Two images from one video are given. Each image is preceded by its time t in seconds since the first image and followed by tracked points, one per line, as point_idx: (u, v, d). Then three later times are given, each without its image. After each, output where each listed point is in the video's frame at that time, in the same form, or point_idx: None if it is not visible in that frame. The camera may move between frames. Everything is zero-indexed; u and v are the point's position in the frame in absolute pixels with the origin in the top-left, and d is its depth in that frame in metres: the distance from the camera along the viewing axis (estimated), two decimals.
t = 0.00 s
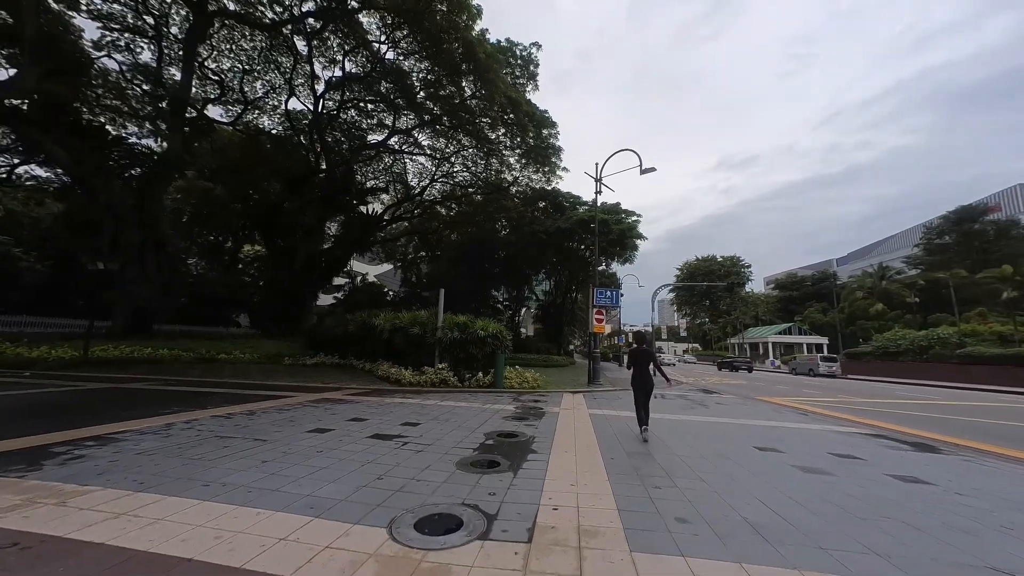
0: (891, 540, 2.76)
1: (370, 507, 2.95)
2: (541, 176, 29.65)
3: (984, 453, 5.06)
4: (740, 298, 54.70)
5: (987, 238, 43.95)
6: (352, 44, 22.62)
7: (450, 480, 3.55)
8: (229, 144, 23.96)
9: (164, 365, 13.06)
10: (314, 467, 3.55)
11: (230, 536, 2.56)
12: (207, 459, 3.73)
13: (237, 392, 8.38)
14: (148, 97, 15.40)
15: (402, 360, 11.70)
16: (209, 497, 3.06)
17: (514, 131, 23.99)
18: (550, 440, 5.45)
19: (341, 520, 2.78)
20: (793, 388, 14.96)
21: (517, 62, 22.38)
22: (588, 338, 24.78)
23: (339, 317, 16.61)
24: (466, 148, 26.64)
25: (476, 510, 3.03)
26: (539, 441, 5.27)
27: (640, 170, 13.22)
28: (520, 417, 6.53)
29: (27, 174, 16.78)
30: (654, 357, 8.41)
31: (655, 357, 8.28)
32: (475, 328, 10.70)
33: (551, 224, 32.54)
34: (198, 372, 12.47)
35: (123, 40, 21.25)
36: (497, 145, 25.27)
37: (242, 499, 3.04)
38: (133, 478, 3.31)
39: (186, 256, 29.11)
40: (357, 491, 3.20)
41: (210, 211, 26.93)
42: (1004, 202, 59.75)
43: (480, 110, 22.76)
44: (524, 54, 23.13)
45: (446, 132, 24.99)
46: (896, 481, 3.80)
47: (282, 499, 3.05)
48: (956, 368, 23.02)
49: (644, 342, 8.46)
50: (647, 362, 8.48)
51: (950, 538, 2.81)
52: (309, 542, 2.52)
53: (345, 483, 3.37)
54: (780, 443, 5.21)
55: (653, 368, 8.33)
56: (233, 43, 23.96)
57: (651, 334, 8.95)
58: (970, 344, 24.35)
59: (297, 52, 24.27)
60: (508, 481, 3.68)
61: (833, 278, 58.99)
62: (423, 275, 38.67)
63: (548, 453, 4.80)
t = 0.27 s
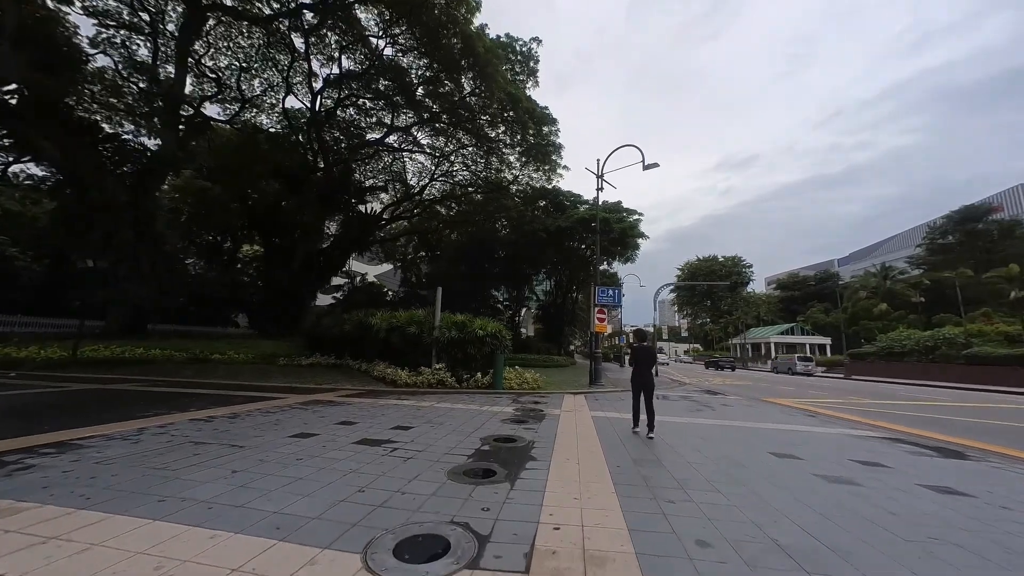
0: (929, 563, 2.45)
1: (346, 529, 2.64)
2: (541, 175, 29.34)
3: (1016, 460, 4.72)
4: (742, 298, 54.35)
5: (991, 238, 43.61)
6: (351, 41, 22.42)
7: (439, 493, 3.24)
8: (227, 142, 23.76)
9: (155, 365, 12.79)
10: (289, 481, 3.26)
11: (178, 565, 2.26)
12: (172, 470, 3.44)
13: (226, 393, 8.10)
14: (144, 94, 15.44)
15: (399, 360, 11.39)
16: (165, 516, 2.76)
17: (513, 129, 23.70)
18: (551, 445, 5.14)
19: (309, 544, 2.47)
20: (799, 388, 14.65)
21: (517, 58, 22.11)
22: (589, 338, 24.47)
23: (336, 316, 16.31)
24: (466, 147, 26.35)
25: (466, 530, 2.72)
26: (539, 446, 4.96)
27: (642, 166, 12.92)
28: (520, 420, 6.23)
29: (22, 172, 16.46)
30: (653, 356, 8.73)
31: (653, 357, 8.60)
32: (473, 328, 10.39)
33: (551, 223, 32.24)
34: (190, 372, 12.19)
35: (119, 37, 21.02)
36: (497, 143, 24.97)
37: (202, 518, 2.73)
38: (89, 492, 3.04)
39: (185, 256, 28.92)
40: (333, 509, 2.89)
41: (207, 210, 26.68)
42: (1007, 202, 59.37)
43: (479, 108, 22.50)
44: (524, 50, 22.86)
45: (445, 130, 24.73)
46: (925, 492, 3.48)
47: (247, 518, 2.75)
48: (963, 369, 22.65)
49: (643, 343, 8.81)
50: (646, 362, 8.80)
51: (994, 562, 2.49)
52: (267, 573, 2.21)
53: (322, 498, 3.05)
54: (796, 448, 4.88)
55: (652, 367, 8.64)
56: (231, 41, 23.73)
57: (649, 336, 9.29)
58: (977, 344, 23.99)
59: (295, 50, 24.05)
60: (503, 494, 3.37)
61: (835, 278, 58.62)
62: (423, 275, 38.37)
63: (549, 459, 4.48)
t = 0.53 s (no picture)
0: None
1: (312, 557, 2.37)
2: (540, 174, 29.08)
3: None
4: (741, 298, 54.20)
5: (990, 238, 43.56)
6: (347, 38, 22.17)
7: (422, 510, 2.96)
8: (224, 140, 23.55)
9: (144, 367, 12.53)
10: (255, 500, 2.98)
11: None
12: (127, 486, 3.16)
13: (213, 396, 7.82)
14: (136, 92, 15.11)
15: (393, 361, 11.11)
16: (113, 543, 2.48)
17: (512, 127, 23.44)
18: (548, 451, 4.86)
19: None
20: (801, 390, 14.44)
21: (515, 55, 21.85)
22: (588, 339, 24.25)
23: (331, 317, 16.03)
24: (464, 146, 26.08)
25: (449, 557, 2.45)
26: (535, 452, 4.68)
27: (642, 163, 12.67)
28: (516, 424, 5.95)
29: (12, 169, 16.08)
30: (648, 357, 8.82)
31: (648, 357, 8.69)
32: (469, 328, 10.12)
33: (550, 222, 32.00)
34: (179, 374, 11.89)
35: (113, 34, 20.74)
36: (495, 142, 24.71)
37: (153, 544, 2.46)
38: (34, 511, 2.77)
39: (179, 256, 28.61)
40: (300, 533, 2.61)
41: (202, 209, 26.36)
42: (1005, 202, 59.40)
43: (476, 106, 22.27)
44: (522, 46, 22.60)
45: (443, 129, 24.46)
46: (950, 506, 3.23)
47: (203, 544, 2.46)
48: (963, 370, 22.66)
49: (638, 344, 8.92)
50: (641, 362, 8.89)
51: None
52: None
53: (292, 519, 2.77)
54: (806, 454, 4.61)
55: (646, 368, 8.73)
56: (226, 38, 23.39)
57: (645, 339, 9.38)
58: (979, 344, 23.83)
59: (291, 47, 23.78)
60: (494, 512, 3.08)
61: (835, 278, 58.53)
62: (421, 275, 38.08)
63: (545, 467, 4.20)
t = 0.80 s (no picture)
0: None
1: None
2: (538, 173, 28.78)
3: None
4: (739, 297, 54.04)
5: (988, 237, 43.51)
6: (341, 33, 21.85)
7: (395, 533, 2.63)
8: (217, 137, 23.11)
9: (128, 368, 12.17)
10: (205, 523, 2.64)
11: None
12: (67, 504, 2.84)
13: (193, 398, 7.47)
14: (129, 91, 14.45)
15: (385, 361, 10.78)
16: None
17: (509, 124, 23.13)
18: (543, 457, 4.53)
19: None
20: (802, 390, 14.18)
21: (512, 49, 21.51)
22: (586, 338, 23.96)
23: (323, 316, 15.67)
24: (461, 143, 25.75)
25: None
26: (528, 460, 4.36)
27: (641, 157, 12.35)
28: (510, 427, 5.63)
29: None
30: (643, 355, 8.79)
31: (644, 355, 8.66)
32: (462, 327, 9.79)
33: (547, 221, 31.73)
34: (164, 375, 11.51)
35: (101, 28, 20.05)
36: (492, 139, 24.40)
37: None
38: None
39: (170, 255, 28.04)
40: (250, 563, 2.28)
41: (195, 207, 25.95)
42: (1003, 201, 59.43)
43: (473, 102, 21.97)
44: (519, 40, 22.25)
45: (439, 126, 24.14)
46: (981, 520, 2.93)
47: None
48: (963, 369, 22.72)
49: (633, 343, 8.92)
50: (636, 360, 8.85)
51: None
52: None
53: (244, 545, 2.44)
54: (819, 460, 4.30)
55: (642, 366, 8.69)
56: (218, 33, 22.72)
57: (641, 339, 9.37)
58: (979, 343, 23.66)
59: (285, 43, 23.42)
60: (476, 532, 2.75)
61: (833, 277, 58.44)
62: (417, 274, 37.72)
63: (538, 477, 3.86)
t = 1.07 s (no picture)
0: None
1: None
2: (538, 171, 28.40)
3: None
4: (741, 297, 53.72)
5: (992, 237, 43.17)
6: (339, 29, 21.58)
7: (371, 560, 2.31)
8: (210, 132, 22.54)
9: (118, 368, 11.89)
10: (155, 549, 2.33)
11: None
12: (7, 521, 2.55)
13: (179, 399, 7.18)
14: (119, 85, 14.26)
15: (381, 362, 10.47)
16: None
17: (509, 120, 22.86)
18: (543, 463, 4.20)
19: None
20: (808, 391, 13.86)
21: (512, 45, 21.20)
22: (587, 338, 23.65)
23: (319, 315, 15.37)
24: (461, 141, 25.46)
25: None
26: (526, 467, 4.04)
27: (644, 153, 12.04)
28: (509, 431, 5.29)
29: None
30: (647, 356, 8.60)
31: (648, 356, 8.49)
32: (460, 326, 9.49)
33: (548, 219, 31.46)
34: (154, 375, 11.24)
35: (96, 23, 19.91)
36: (492, 137, 24.11)
37: None
38: None
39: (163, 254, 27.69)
40: None
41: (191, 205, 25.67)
42: (1006, 200, 59.04)
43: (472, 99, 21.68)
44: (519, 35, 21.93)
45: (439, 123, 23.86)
46: None
47: None
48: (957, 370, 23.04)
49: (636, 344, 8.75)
50: (640, 361, 8.66)
51: None
52: None
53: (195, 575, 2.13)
54: (839, 468, 3.98)
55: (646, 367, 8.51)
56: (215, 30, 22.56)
57: (644, 339, 9.08)
58: (986, 344, 23.31)
59: (283, 40, 23.15)
60: (464, 558, 2.43)
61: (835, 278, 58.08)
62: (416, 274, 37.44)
63: (539, 486, 3.54)
